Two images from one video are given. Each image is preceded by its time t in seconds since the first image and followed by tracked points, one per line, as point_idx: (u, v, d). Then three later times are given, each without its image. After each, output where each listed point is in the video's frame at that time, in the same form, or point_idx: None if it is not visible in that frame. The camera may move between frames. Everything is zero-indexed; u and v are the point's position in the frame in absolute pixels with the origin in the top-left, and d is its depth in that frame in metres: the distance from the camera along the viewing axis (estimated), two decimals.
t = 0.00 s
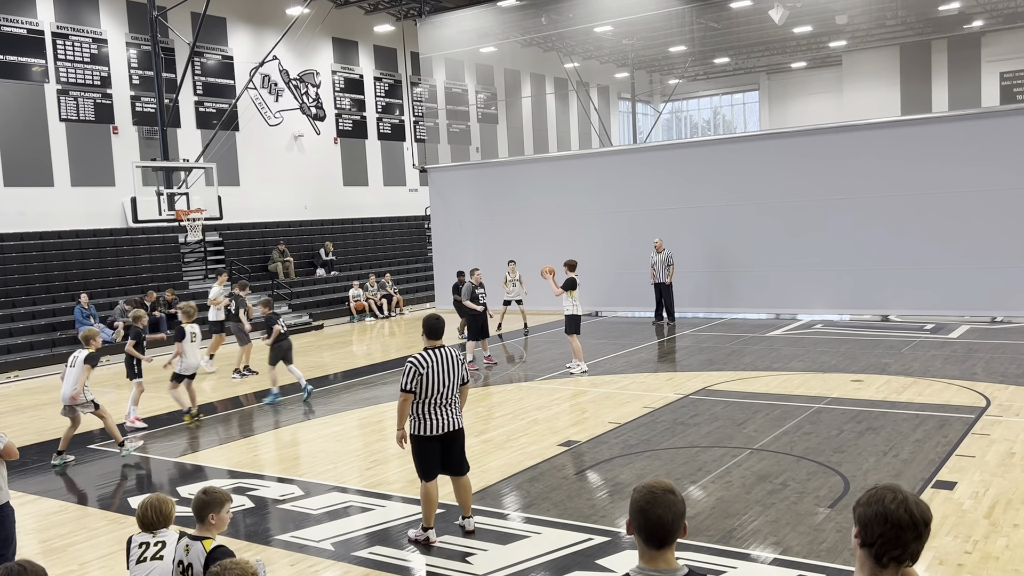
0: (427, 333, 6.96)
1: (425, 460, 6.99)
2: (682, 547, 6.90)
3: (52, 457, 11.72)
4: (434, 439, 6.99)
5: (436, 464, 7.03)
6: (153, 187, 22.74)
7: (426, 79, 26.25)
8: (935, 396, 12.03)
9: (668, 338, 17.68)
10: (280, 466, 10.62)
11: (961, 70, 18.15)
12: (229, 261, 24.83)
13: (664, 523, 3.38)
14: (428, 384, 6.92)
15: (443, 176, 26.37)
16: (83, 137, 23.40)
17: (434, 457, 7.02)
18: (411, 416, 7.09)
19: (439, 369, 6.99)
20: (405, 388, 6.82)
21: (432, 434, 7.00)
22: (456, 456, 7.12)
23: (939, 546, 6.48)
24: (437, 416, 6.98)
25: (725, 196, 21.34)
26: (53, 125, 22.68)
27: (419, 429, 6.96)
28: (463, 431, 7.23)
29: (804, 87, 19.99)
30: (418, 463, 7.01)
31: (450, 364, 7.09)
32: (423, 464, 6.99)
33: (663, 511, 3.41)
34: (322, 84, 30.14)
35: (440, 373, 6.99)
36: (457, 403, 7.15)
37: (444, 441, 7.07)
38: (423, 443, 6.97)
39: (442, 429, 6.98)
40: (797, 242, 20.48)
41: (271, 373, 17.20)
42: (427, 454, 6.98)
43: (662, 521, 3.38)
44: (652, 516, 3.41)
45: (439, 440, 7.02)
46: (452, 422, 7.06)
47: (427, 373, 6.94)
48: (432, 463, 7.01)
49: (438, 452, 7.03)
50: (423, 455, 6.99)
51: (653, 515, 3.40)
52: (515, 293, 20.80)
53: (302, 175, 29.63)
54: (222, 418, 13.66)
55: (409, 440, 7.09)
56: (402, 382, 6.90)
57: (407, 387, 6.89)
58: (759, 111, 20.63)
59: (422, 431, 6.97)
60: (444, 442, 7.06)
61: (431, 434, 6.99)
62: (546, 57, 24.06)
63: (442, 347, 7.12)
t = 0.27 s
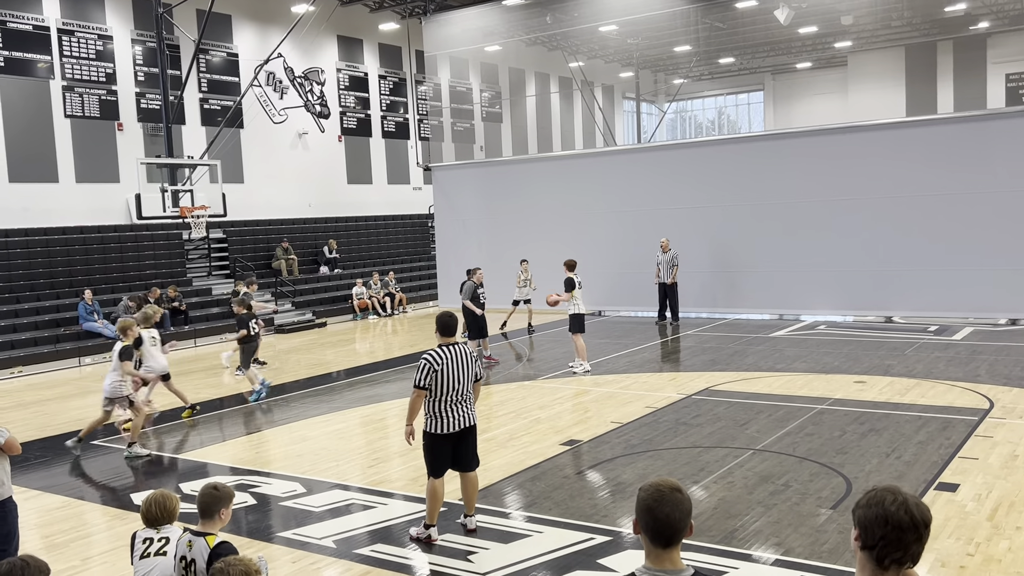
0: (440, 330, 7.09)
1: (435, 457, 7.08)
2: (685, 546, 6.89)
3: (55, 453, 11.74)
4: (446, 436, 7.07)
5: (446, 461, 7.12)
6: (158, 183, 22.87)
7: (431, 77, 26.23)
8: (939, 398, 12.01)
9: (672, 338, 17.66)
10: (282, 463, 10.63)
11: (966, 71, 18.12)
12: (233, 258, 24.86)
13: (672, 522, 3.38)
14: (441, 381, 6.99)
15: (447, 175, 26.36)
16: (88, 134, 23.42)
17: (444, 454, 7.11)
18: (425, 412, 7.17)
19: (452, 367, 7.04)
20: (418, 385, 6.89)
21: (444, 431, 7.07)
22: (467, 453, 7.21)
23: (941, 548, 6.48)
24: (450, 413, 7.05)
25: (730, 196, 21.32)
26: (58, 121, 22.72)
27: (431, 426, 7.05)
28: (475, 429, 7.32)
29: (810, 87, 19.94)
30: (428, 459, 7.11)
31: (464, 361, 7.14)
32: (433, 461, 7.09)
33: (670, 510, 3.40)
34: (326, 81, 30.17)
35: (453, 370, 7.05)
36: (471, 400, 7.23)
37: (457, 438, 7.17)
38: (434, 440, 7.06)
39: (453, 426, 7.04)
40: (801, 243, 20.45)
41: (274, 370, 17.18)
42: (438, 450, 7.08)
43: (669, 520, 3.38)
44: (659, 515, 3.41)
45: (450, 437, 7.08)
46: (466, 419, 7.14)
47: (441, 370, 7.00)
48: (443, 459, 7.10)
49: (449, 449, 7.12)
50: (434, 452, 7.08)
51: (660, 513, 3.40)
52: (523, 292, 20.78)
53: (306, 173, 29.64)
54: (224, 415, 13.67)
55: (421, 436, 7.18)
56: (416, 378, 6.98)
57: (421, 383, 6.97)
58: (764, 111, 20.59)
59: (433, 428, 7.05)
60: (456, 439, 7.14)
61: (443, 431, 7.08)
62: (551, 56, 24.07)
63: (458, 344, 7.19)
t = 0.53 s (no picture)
0: (453, 329, 7.17)
1: (444, 454, 7.21)
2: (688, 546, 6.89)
3: (60, 449, 11.77)
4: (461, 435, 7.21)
5: (454, 458, 7.25)
6: (165, 181, 22.53)
7: (437, 77, 26.24)
8: (944, 400, 11.98)
9: (676, 339, 17.63)
10: (286, 460, 10.64)
11: (974, 73, 18.08)
12: (239, 255, 24.90)
13: (677, 522, 3.38)
14: (456, 381, 7.11)
15: (452, 174, 26.37)
16: (95, 131, 23.47)
17: (455, 452, 7.24)
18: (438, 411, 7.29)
19: (467, 368, 7.17)
20: (433, 385, 6.99)
21: (457, 431, 7.21)
22: (479, 451, 7.35)
23: (946, 551, 6.46)
24: (464, 413, 7.19)
25: (735, 197, 21.29)
26: (65, 118, 22.79)
27: (445, 426, 7.18)
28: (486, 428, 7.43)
29: (816, 88, 19.91)
30: (437, 456, 7.23)
31: (477, 362, 7.25)
32: (442, 458, 7.22)
33: (676, 510, 3.41)
34: (333, 80, 30.19)
35: (467, 371, 7.17)
36: (483, 399, 7.35)
37: (468, 438, 7.29)
38: (446, 439, 7.20)
39: (466, 427, 7.19)
40: (807, 244, 20.42)
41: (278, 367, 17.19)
42: (449, 448, 7.20)
43: (675, 520, 3.38)
44: (664, 515, 3.41)
45: (463, 437, 7.23)
46: (480, 418, 7.28)
47: (455, 371, 7.12)
48: (453, 456, 7.23)
49: (462, 448, 7.26)
50: (446, 451, 7.22)
51: (666, 514, 3.40)
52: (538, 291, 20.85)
53: (311, 171, 29.67)
54: (229, 412, 13.69)
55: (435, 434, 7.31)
56: (430, 378, 7.09)
57: (435, 383, 7.08)
58: (770, 112, 20.57)
59: (447, 428, 7.18)
60: (470, 437, 7.28)
61: (457, 430, 7.21)
62: (557, 55, 24.06)
63: (470, 344, 7.30)
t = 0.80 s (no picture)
0: (464, 327, 7.18)
1: (451, 451, 7.25)
2: (693, 548, 6.88)
3: (67, 446, 11.82)
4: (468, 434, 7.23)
5: (462, 456, 7.28)
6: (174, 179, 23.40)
7: (445, 76, 26.27)
8: (952, 403, 11.94)
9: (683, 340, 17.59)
10: (292, 458, 10.67)
11: (983, 75, 18.01)
12: (246, 253, 24.94)
13: (682, 522, 3.38)
14: (464, 380, 7.13)
15: (460, 173, 26.39)
16: (104, 129, 23.56)
17: (462, 450, 7.27)
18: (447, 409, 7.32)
19: (476, 366, 7.18)
20: (442, 382, 7.03)
21: (465, 430, 7.23)
22: (487, 450, 7.37)
23: (952, 555, 6.44)
24: (472, 412, 7.21)
25: (743, 198, 21.24)
26: (74, 116, 22.86)
27: (453, 424, 7.21)
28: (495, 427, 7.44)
29: (825, 90, 19.86)
30: (445, 454, 7.27)
31: (487, 361, 7.26)
32: (450, 456, 7.25)
33: (681, 511, 3.40)
34: (341, 79, 30.23)
35: (477, 369, 7.18)
36: (493, 399, 7.36)
37: (477, 437, 7.31)
38: (454, 437, 7.23)
39: (474, 425, 7.20)
40: (814, 245, 20.37)
41: (285, 366, 17.22)
42: (456, 446, 7.24)
43: (679, 521, 3.37)
44: (669, 516, 3.40)
45: (471, 436, 7.25)
46: (488, 418, 7.28)
47: (464, 369, 7.14)
48: (460, 454, 7.27)
49: (469, 447, 7.28)
50: (454, 449, 7.26)
51: (670, 515, 3.39)
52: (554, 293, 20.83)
53: (319, 170, 29.71)
54: (235, 410, 13.73)
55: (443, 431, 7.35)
56: (440, 375, 7.12)
57: (444, 380, 7.11)
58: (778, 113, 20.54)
59: (455, 425, 7.21)
60: (477, 436, 7.30)
61: (464, 429, 7.24)
62: (565, 56, 24.07)
63: (481, 343, 7.30)
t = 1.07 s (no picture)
0: (476, 327, 7.19)
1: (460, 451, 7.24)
2: (700, 550, 6.85)
3: (76, 442, 11.86)
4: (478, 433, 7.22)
5: (470, 456, 7.27)
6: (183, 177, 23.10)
7: (455, 76, 26.28)
8: (962, 407, 11.87)
9: (692, 341, 17.54)
10: (300, 457, 10.68)
11: (996, 77, 17.89)
12: (255, 252, 24.98)
13: (684, 524, 3.35)
14: (475, 378, 7.14)
15: (469, 174, 26.39)
16: (115, 127, 23.64)
17: (471, 450, 7.26)
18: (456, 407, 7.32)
19: (487, 365, 7.19)
20: (452, 380, 7.04)
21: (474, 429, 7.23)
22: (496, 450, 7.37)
23: (962, 559, 6.39)
24: (483, 411, 7.21)
25: (753, 199, 21.19)
26: (86, 114, 22.96)
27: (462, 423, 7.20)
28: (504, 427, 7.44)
29: (836, 91, 19.76)
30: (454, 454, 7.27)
31: (498, 360, 7.27)
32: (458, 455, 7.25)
33: (683, 512, 3.38)
34: (351, 78, 30.25)
35: (487, 369, 7.18)
36: (503, 399, 7.37)
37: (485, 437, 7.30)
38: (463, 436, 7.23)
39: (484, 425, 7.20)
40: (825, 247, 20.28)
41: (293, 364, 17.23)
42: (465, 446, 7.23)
43: (681, 522, 3.35)
44: (671, 517, 3.38)
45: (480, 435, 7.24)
46: (498, 418, 7.28)
47: (475, 367, 7.15)
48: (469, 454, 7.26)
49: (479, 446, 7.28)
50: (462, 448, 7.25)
51: (672, 516, 3.37)
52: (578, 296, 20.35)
53: (329, 169, 29.76)
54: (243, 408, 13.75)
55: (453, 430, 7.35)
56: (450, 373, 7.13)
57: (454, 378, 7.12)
58: (789, 115, 20.46)
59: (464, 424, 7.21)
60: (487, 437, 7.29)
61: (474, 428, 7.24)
62: (575, 56, 24.03)
63: (492, 343, 7.31)
